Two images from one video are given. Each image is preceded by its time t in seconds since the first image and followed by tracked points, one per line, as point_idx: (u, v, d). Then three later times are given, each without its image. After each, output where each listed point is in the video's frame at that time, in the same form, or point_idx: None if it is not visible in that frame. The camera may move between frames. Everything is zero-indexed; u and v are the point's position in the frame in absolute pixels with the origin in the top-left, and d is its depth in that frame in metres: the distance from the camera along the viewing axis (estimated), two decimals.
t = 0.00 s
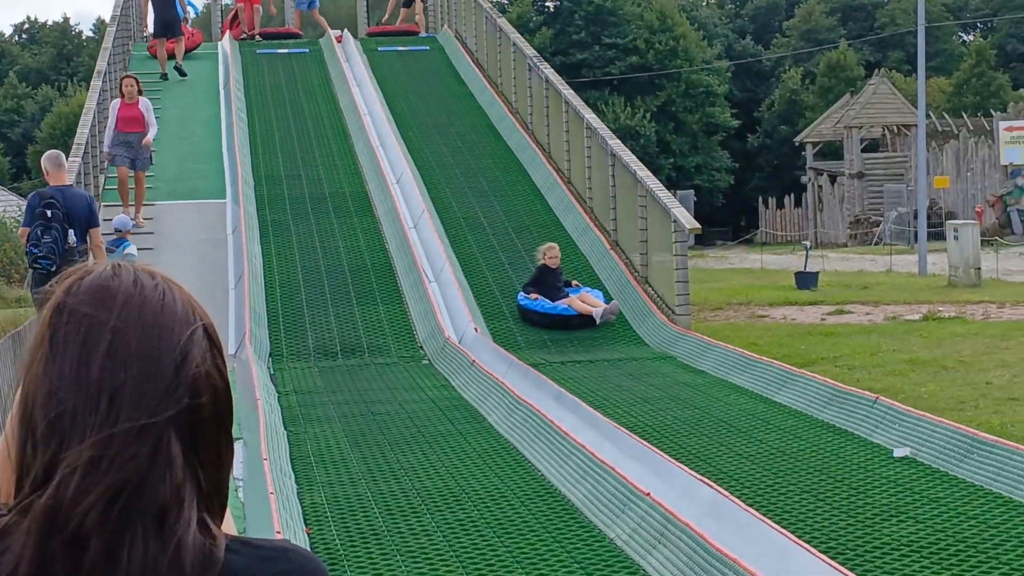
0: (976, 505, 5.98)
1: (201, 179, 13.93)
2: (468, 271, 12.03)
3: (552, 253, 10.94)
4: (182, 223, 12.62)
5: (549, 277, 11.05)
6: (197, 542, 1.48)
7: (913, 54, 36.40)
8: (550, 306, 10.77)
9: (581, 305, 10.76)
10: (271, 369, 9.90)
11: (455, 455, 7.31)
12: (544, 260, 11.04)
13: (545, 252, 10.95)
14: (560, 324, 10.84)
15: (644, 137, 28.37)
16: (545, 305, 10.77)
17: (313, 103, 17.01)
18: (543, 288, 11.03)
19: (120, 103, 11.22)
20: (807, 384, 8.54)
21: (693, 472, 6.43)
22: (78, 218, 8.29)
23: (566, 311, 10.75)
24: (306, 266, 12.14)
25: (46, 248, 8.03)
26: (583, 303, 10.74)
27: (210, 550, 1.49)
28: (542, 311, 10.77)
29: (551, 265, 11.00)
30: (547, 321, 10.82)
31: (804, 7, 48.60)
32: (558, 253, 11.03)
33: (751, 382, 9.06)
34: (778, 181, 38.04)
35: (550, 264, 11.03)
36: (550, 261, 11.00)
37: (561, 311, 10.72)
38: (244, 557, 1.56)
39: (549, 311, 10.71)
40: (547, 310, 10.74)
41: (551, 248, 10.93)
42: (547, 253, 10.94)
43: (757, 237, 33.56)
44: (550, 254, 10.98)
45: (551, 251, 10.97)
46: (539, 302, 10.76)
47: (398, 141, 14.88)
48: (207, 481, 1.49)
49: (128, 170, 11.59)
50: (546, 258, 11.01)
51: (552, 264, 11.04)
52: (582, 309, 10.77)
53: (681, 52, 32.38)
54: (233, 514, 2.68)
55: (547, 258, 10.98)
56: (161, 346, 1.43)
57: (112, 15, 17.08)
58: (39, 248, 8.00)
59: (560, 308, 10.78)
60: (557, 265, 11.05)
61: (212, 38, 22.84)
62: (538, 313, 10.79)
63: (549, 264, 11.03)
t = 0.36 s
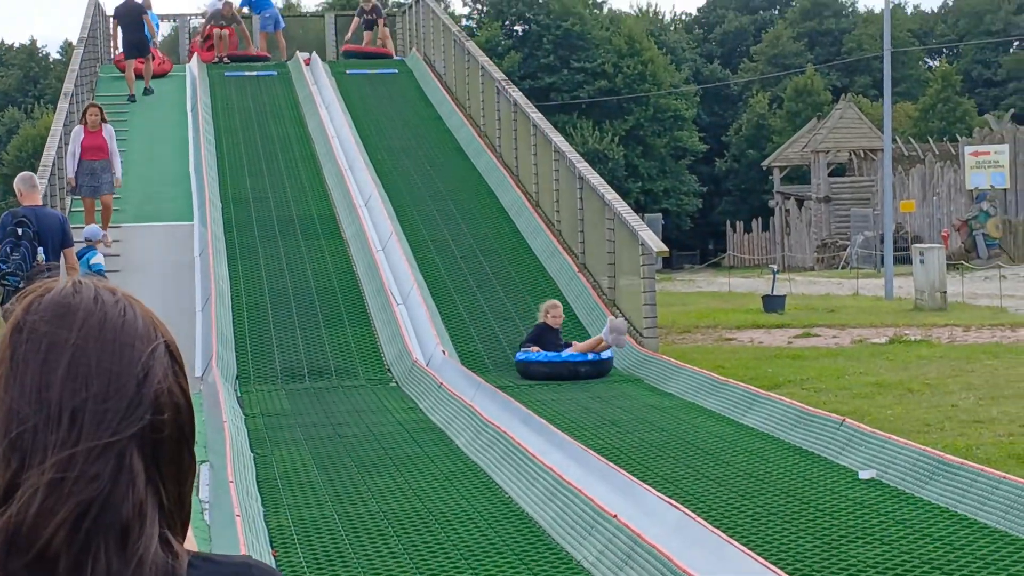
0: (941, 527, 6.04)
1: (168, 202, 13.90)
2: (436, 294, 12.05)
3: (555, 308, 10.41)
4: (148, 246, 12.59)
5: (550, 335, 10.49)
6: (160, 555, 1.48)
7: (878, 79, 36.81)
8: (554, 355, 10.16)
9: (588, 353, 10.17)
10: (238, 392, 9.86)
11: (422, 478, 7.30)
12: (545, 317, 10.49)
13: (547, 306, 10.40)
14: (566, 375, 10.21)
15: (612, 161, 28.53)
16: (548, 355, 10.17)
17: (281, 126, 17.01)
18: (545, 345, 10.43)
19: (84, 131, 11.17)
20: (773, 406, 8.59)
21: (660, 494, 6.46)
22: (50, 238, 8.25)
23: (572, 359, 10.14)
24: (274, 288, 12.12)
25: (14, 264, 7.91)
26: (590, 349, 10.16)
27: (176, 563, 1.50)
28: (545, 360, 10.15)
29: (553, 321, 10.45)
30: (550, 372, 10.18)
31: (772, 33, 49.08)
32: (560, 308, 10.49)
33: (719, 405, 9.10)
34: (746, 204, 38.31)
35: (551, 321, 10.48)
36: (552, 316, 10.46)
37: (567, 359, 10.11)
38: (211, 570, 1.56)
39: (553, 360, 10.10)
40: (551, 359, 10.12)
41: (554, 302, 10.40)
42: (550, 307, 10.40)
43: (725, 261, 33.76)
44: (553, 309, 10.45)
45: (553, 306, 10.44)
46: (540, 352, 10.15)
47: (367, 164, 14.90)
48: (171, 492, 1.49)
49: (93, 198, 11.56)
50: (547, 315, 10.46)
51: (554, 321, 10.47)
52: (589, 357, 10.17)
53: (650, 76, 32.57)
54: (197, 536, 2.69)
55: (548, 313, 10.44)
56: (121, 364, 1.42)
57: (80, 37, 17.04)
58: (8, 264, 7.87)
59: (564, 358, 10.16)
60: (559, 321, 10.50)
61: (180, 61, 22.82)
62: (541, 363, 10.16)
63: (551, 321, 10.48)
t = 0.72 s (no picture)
0: (907, 558, 6.09)
1: (135, 235, 13.86)
2: (405, 327, 12.05)
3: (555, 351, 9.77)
4: (115, 281, 12.60)
5: (549, 382, 9.82)
6: None
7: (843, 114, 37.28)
8: (557, 405, 9.44)
9: (596, 402, 9.50)
10: (205, 425, 9.81)
11: (390, 511, 7.29)
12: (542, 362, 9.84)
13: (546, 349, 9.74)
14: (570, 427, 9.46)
15: (580, 195, 28.72)
16: (551, 405, 9.43)
17: (250, 159, 17.03)
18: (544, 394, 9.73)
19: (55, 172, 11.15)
20: (740, 438, 8.64)
21: (628, 525, 6.48)
22: (9, 272, 8.21)
23: (578, 409, 9.44)
24: (242, 321, 12.09)
25: None
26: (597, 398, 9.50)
27: None
28: (549, 411, 9.41)
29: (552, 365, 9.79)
30: (554, 424, 9.43)
31: (739, 68, 49.66)
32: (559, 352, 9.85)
33: (686, 437, 9.15)
34: (714, 238, 38.61)
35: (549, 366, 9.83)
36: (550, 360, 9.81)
37: (574, 409, 9.40)
38: None
39: (558, 410, 9.36)
40: (556, 409, 9.39)
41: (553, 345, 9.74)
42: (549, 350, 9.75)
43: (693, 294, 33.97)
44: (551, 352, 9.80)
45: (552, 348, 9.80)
46: (543, 402, 9.42)
47: (335, 197, 14.93)
48: (135, 517, 1.37)
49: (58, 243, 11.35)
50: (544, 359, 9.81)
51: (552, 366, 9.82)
52: (596, 406, 9.51)
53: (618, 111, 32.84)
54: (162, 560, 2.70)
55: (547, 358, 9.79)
56: (86, 381, 1.30)
57: (48, 71, 17.08)
58: None
59: (569, 408, 9.46)
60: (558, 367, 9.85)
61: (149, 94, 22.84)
62: (544, 414, 9.42)
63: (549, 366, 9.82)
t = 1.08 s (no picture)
0: (887, 564, 6.13)
1: (115, 242, 13.83)
2: (385, 334, 12.05)
3: (566, 369, 9.11)
4: (95, 287, 12.57)
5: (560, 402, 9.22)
6: None
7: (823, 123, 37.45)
8: (571, 426, 8.85)
9: (613, 424, 8.89)
10: (184, 432, 9.80)
11: (370, 517, 7.30)
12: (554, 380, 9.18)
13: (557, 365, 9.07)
14: (584, 449, 8.87)
15: (562, 203, 28.74)
16: (564, 426, 8.85)
17: (231, 165, 17.01)
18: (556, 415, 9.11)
19: (32, 181, 11.13)
20: (719, 445, 8.68)
21: (607, 531, 6.50)
22: None
23: (594, 430, 8.84)
24: (222, 328, 12.08)
25: None
26: (615, 418, 8.90)
27: None
28: (562, 432, 8.83)
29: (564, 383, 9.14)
30: (566, 446, 8.86)
31: (719, 76, 49.87)
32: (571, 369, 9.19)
33: (667, 445, 9.18)
34: (695, 246, 38.72)
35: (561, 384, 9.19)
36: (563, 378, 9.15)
37: (588, 431, 8.81)
38: None
39: (571, 432, 8.78)
40: (569, 430, 8.81)
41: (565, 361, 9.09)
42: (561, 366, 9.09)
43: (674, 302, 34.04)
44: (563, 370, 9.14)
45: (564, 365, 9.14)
46: (555, 423, 8.83)
47: (316, 204, 14.92)
48: (107, 517, 1.38)
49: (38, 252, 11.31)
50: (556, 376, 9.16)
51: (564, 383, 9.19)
52: (613, 428, 8.90)
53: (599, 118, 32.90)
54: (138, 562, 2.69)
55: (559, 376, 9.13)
56: (61, 384, 1.30)
57: (26, 78, 17.04)
58: None
59: (584, 429, 8.87)
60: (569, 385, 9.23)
61: (129, 100, 22.78)
62: (557, 435, 8.83)
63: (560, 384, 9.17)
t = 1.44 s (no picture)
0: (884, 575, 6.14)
1: (114, 254, 13.86)
2: (383, 345, 12.06)
3: (590, 390, 8.58)
4: (94, 300, 12.60)
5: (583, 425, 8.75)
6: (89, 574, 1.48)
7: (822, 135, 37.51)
8: (598, 451, 8.37)
9: (643, 448, 8.39)
10: (183, 443, 9.80)
11: (368, 529, 7.30)
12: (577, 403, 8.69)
13: (581, 386, 8.56)
14: (613, 476, 8.37)
15: (561, 215, 28.74)
16: (589, 451, 8.38)
17: (230, 177, 17.04)
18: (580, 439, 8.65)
19: (24, 193, 11.14)
20: (717, 456, 8.69)
21: (604, 542, 6.51)
22: None
23: (622, 455, 8.34)
24: (220, 339, 12.09)
25: None
26: (644, 442, 8.40)
27: None
28: (587, 458, 8.35)
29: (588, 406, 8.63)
30: (592, 472, 8.38)
31: (719, 89, 49.93)
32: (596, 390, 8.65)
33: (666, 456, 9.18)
34: (694, 258, 38.71)
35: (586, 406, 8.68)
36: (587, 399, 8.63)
37: (616, 455, 8.31)
38: None
39: (597, 457, 8.30)
40: (595, 455, 8.33)
41: (589, 382, 8.58)
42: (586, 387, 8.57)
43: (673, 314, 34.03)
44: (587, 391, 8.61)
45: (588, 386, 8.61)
46: (580, 448, 8.36)
47: (315, 216, 14.94)
48: (94, 518, 1.48)
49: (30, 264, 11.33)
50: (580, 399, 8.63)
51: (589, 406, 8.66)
52: (643, 452, 8.39)
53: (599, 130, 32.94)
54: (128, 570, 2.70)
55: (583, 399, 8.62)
56: (51, 391, 1.39)
57: (24, 89, 17.10)
58: None
59: (611, 454, 8.38)
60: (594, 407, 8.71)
61: (129, 112, 22.83)
62: (581, 461, 8.35)
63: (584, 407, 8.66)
